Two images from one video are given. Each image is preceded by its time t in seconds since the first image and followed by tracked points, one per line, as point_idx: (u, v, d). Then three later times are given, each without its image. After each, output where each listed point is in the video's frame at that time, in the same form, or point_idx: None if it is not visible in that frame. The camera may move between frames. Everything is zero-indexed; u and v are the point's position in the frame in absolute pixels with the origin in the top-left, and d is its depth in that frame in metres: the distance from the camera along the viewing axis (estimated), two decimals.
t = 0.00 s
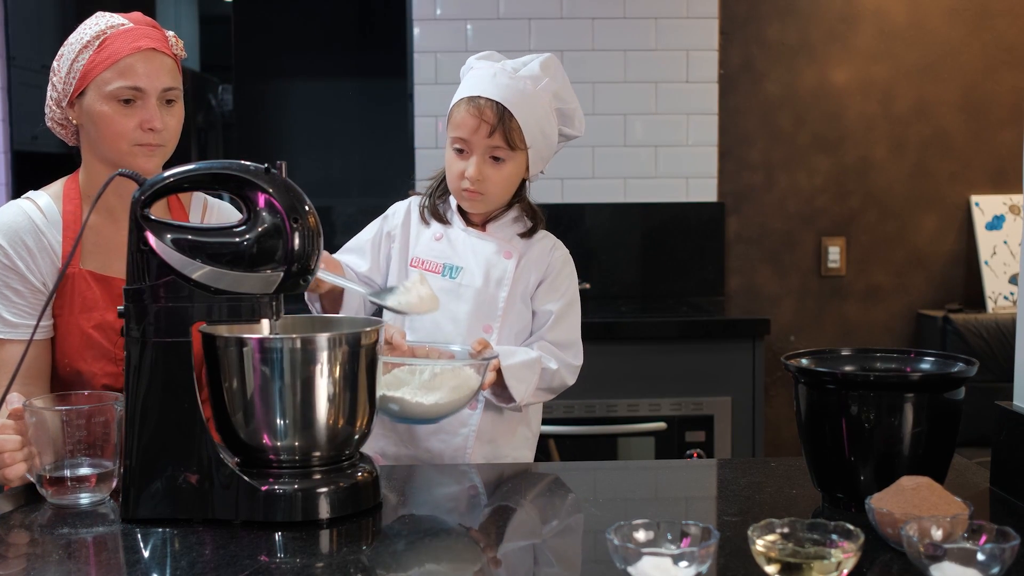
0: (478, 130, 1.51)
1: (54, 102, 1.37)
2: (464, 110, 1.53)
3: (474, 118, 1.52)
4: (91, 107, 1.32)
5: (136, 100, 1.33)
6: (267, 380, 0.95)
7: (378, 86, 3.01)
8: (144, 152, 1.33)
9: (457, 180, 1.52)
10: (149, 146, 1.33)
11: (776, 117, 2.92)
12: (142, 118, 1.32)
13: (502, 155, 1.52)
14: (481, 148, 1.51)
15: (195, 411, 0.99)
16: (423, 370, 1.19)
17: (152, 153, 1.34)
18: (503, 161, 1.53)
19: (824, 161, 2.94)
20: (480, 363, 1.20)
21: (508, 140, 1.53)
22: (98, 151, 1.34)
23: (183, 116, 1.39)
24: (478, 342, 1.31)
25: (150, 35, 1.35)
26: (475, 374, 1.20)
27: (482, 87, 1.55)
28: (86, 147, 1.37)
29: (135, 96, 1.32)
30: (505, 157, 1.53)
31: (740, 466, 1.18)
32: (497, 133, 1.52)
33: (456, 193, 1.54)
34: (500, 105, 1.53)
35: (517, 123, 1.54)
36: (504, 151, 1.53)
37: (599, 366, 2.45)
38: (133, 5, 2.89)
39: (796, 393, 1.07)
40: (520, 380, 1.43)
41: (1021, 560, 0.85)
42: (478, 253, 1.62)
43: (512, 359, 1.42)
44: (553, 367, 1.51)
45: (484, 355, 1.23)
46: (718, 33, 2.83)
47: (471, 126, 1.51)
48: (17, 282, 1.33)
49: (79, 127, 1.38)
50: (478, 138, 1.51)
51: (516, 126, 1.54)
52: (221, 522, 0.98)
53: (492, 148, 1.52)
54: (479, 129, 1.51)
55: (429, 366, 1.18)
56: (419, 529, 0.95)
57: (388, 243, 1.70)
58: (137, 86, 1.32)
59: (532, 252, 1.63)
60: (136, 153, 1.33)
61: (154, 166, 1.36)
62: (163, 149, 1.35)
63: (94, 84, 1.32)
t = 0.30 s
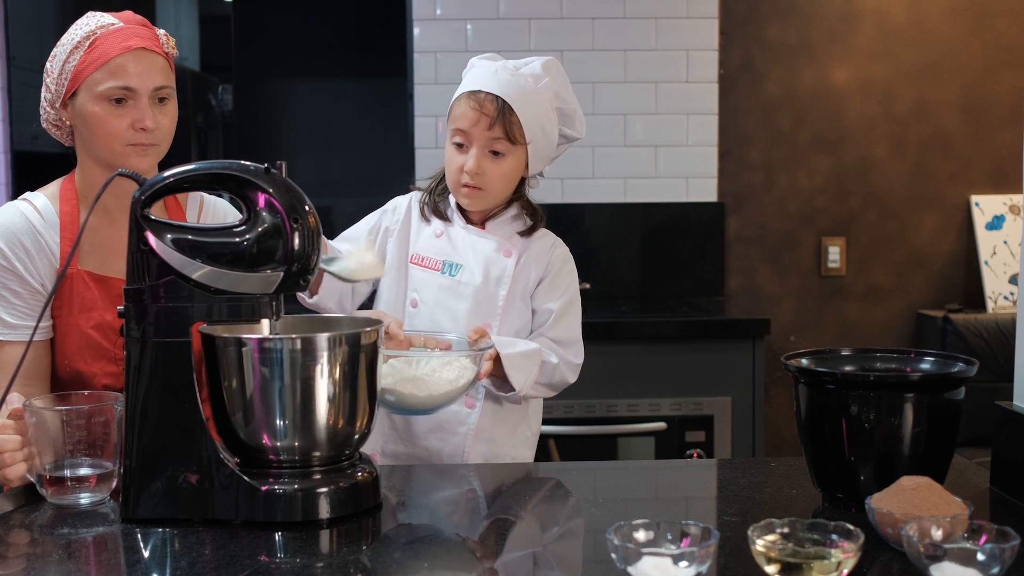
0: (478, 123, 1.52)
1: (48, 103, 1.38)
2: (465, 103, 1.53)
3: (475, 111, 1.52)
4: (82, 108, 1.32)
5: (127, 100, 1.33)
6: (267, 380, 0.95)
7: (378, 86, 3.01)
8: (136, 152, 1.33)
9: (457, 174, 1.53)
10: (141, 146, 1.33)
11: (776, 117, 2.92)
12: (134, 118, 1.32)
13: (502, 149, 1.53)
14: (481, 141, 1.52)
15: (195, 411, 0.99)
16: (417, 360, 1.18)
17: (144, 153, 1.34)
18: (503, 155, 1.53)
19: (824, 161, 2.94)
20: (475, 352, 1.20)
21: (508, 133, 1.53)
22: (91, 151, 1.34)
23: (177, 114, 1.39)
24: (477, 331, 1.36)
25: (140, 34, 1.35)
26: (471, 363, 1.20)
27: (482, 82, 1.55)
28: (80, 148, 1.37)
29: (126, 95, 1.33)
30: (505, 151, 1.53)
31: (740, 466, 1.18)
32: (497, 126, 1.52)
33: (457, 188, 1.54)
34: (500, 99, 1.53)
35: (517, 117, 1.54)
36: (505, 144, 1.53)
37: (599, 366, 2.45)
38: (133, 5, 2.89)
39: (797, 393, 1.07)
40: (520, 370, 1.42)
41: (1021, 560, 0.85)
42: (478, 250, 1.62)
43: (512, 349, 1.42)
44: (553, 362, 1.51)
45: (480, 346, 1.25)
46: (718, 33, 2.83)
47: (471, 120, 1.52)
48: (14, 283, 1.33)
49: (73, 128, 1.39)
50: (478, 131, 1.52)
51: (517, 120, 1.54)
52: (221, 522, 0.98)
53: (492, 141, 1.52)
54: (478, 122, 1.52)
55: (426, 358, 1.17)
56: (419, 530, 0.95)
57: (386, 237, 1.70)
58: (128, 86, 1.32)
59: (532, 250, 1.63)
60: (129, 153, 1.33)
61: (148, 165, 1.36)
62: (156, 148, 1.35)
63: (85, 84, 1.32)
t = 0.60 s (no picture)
0: (462, 114, 1.52)
1: (44, 104, 1.38)
2: (449, 96, 1.54)
3: (459, 103, 1.53)
4: (77, 108, 1.32)
5: (121, 100, 1.33)
6: (267, 380, 0.95)
7: (378, 86, 3.01)
8: (131, 152, 1.33)
9: (442, 166, 1.53)
10: (137, 146, 1.33)
11: (776, 117, 2.92)
12: (128, 118, 1.32)
13: (487, 140, 1.53)
14: (465, 132, 1.52)
15: (195, 410, 0.99)
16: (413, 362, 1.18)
17: (140, 153, 1.34)
18: (489, 146, 1.53)
19: (824, 161, 2.94)
20: (473, 352, 1.20)
21: (492, 124, 1.53)
22: (87, 151, 1.34)
23: (172, 114, 1.39)
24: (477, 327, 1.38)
25: (133, 33, 1.35)
26: (469, 364, 1.20)
27: (466, 74, 1.55)
28: (76, 149, 1.37)
29: (121, 96, 1.33)
30: (490, 142, 1.53)
31: (740, 466, 1.18)
32: (481, 117, 1.53)
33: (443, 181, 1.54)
34: (484, 90, 1.53)
35: (501, 107, 1.54)
36: (489, 135, 1.53)
37: (599, 365, 2.45)
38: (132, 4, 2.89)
39: (797, 393, 1.07)
40: (522, 366, 1.44)
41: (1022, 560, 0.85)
42: (472, 252, 1.62)
43: (513, 345, 1.43)
44: (555, 357, 1.54)
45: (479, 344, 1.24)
46: (718, 33, 2.83)
47: (455, 110, 1.53)
48: (13, 284, 1.33)
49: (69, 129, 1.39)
50: (462, 122, 1.52)
51: (501, 110, 1.54)
52: (221, 522, 0.98)
53: (476, 132, 1.52)
54: (462, 113, 1.53)
55: (423, 359, 1.18)
56: (420, 530, 0.95)
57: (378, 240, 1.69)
58: (122, 86, 1.32)
59: (527, 249, 1.64)
60: (124, 153, 1.33)
61: (144, 165, 1.36)
62: (152, 148, 1.35)
63: (79, 85, 1.32)
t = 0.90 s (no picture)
0: (418, 102, 1.50)
1: (43, 103, 1.38)
2: (404, 85, 1.52)
3: (415, 92, 1.50)
4: (77, 108, 1.32)
5: (122, 100, 1.33)
6: (267, 380, 0.95)
7: (377, 86, 3.01)
8: (131, 151, 1.33)
9: (400, 157, 1.51)
10: (136, 145, 1.33)
11: (776, 117, 2.92)
12: (128, 117, 1.32)
13: (444, 127, 1.51)
14: (422, 120, 1.50)
15: (195, 410, 0.99)
16: (413, 357, 1.17)
17: (140, 152, 1.34)
18: (446, 134, 1.51)
19: (824, 162, 2.94)
20: (473, 346, 1.21)
21: (449, 112, 1.51)
22: (87, 151, 1.34)
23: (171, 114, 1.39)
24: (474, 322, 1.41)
25: (133, 33, 1.35)
26: (468, 357, 1.20)
27: (422, 64, 1.53)
28: (76, 149, 1.38)
29: (121, 96, 1.33)
30: (449, 129, 1.52)
31: (741, 466, 1.18)
32: (437, 105, 1.50)
33: (403, 172, 1.52)
34: (439, 77, 1.50)
35: (458, 95, 1.51)
36: (447, 122, 1.51)
37: (598, 365, 2.45)
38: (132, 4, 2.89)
39: (796, 393, 1.07)
40: (519, 358, 1.49)
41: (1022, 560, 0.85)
42: (446, 256, 1.61)
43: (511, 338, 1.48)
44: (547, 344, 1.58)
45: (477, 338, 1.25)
46: (718, 33, 2.83)
47: (410, 100, 1.50)
48: (13, 284, 1.33)
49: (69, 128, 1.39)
50: (418, 110, 1.50)
51: (457, 97, 1.51)
52: (221, 522, 0.98)
53: (433, 120, 1.50)
54: (418, 101, 1.50)
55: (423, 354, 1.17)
56: (421, 530, 0.96)
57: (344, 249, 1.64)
58: (123, 85, 1.32)
59: (500, 246, 1.64)
60: (123, 153, 1.33)
61: (143, 164, 1.36)
62: (152, 147, 1.35)
63: (79, 84, 1.32)
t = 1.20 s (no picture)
0: (368, 109, 1.48)
1: (42, 103, 1.38)
2: (351, 92, 1.49)
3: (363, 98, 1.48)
4: (77, 107, 1.32)
5: (122, 100, 1.33)
6: (267, 380, 0.95)
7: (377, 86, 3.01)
8: (131, 151, 1.33)
9: (356, 167, 1.49)
10: (135, 145, 1.33)
11: (776, 117, 2.92)
12: (128, 117, 1.32)
13: (398, 132, 1.49)
14: (375, 127, 1.48)
15: (195, 410, 0.99)
16: (409, 359, 1.17)
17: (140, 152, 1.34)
18: (400, 138, 1.49)
19: (824, 161, 2.94)
20: (469, 346, 1.21)
21: (401, 115, 1.49)
22: (87, 150, 1.34)
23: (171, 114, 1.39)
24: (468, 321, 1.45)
25: (134, 33, 1.35)
26: (464, 358, 1.20)
27: (365, 70, 1.50)
28: (75, 149, 1.38)
29: (121, 96, 1.33)
30: (402, 134, 1.50)
31: (740, 466, 1.18)
32: (388, 110, 1.48)
33: (360, 181, 1.50)
34: (387, 82, 1.48)
35: (408, 97, 1.50)
36: (400, 127, 1.49)
37: (598, 365, 2.45)
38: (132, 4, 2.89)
39: (796, 393, 1.07)
40: (511, 353, 1.54)
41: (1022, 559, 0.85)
42: (413, 257, 1.60)
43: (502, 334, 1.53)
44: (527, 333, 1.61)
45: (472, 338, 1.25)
46: (718, 33, 2.83)
47: (360, 108, 1.48)
48: (12, 285, 1.33)
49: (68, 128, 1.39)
50: (370, 117, 1.48)
51: (407, 99, 1.50)
52: (221, 522, 0.98)
53: (386, 126, 1.48)
54: (369, 108, 1.48)
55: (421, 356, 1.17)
56: (421, 529, 0.96)
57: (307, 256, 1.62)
58: (123, 85, 1.32)
59: (465, 243, 1.64)
60: (123, 151, 1.33)
61: (143, 163, 1.35)
62: (152, 147, 1.35)
63: (79, 84, 1.32)
